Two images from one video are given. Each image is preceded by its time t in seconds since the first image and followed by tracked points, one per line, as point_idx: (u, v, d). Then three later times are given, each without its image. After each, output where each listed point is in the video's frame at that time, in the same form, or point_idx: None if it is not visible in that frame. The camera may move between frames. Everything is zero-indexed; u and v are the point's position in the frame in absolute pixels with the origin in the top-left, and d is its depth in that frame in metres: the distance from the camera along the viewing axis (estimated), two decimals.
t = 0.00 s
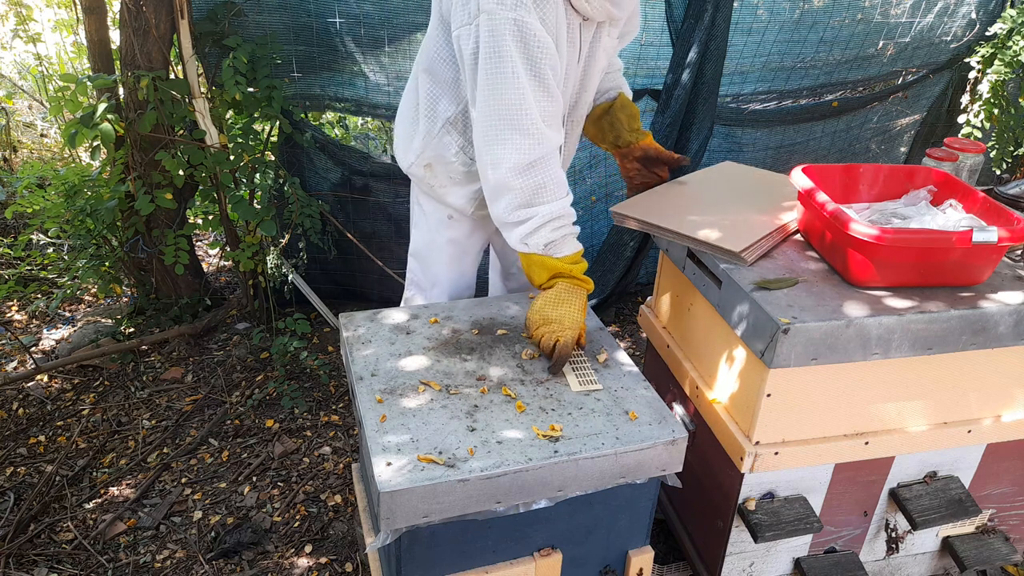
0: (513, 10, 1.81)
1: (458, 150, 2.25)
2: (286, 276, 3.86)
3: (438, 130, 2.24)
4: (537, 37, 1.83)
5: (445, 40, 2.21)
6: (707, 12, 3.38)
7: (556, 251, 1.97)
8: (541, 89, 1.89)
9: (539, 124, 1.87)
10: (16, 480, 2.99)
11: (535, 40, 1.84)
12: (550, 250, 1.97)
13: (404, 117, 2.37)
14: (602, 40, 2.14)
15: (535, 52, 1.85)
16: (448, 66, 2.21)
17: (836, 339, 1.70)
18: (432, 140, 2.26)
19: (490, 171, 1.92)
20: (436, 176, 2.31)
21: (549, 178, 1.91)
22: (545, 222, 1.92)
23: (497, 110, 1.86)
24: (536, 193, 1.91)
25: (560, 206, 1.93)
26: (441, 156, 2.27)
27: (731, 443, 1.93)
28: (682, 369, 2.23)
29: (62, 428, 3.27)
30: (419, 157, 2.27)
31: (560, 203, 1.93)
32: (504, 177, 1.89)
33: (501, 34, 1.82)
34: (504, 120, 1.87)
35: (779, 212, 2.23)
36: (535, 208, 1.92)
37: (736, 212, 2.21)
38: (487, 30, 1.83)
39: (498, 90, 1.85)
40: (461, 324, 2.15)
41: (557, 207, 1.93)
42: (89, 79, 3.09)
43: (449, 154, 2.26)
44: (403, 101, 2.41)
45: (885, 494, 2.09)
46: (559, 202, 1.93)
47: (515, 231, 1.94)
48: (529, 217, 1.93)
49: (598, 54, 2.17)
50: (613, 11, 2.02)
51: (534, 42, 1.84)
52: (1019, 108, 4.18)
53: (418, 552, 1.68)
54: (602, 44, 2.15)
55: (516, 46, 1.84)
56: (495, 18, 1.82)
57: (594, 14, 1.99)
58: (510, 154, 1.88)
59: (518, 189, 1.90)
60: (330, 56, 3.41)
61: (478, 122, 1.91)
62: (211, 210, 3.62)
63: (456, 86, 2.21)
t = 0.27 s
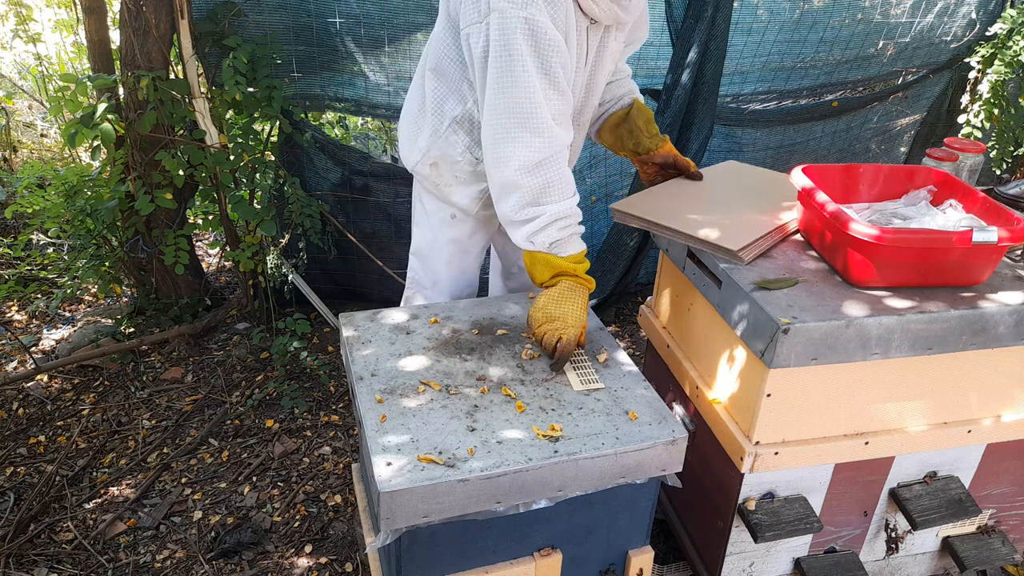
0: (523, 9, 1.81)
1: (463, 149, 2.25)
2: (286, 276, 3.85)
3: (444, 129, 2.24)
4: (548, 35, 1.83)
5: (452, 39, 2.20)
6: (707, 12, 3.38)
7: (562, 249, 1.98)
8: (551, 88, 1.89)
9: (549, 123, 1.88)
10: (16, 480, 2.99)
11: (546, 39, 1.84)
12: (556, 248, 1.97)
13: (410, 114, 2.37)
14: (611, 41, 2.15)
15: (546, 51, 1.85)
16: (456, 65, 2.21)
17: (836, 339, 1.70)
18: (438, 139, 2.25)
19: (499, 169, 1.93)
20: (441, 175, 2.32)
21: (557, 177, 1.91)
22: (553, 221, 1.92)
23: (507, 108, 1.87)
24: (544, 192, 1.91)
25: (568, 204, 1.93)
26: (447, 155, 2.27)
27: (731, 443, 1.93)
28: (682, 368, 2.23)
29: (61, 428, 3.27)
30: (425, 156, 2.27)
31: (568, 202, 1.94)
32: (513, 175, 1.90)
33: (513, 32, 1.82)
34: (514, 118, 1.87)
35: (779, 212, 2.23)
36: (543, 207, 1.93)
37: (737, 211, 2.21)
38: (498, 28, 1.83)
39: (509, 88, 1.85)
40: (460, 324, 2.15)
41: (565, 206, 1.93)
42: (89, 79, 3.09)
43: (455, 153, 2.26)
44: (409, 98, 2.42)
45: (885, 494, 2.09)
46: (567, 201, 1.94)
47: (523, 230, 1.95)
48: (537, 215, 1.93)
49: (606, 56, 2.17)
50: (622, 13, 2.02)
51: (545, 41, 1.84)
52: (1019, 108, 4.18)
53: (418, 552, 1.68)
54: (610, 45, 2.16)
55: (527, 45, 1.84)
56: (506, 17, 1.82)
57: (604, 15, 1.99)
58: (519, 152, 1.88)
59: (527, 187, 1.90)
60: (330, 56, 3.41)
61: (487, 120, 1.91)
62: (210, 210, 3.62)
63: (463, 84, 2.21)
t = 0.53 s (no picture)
0: (525, 9, 1.81)
1: (463, 148, 2.25)
2: (286, 276, 3.85)
3: (444, 128, 2.24)
4: (549, 36, 1.84)
5: (454, 37, 2.20)
6: (707, 12, 3.39)
7: (562, 249, 1.98)
8: (552, 89, 1.89)
9: (550, 123, 1.88)
10: (16, 480, 2.99)
11: (547, 39, 1.84)
12: (556, 248, 1.98)
13: (411, 112, 2.37)
14: (613, 43, 2.15)
15: (547, 51, 1.85)
16: (456, 64, 2.21)
17: (836, 339, 1.70)
18: (438, 137, 2.25)
19: (499, 168, 1.93)
20: (441, 174, 2.32)
21: (558, 177, 1.91)
22: (554, 221, 1.92)
23: (508, 108, 1.87)
24: (544, 192, 1.92)
25: (568, 205, 1.93)
26: (447, 154, 2.27)
27: (731, 443, 1.93)
28: (682, 368, 2.23)
29: (61, 428, 3.27)
30: (424, 154, 2.27)
31: (568, 203, 1.94)
32: (513, 175, 1.90)
33: (514, 32, 1.82)
34: (515, 118, 1.87)
35: (779, 212, 2.23)
36: (543, 207, 1.93)
37: (739, 210, 2.22)
38: (498, 28, 1.83)
39: (510, 88, 1.86)
40: (461, 324, 2.15)
41: (565, 207, 1.93)
42: (89, 79, 3.09)
43: (455, 152, 2.25)
44: (410, 97, 2.42)
45: (885, 494, 2.09)
46: (567, 201, 1.94)
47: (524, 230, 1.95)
48: (537, 215, 1.93)
49: (607, 58, 2.17)
50: (624, 15, 2.02)
51: (546, 41, 1.84)
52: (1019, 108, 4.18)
53: (418, 552, 1.68)
54: (612, 47, 2.16)
55: (528, 45, 1.84)
56: (507, 16, 1.82)
57: (605, 17, 1.98)
58: (520, 152, 1.88)
59: (527, 187, 1.91)
60: (330, 56, 3.41)
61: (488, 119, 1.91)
62: (210, 210, 3.62)
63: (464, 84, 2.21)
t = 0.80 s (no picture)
0: (527, 8, 1.82)
1: (464, 147, 2.25)
2: (286, 276, 3.85)
3: (445, 127, 2.24)
4: (551, 36, 1.84)
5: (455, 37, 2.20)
6: (707, 12, 3.39)
7: (562, 248, 1.99)
8: (553, 88, 1.89)
9: (551, 123, 1.88)
10: (16, 480, 2.99)
11: (549, 38, 1.84)
12: (556, 248, 1.97)
13: (412, 111, 2.37)
14: (614, 45, 2.15)
15: (549, 51, 1.85)
16: (457, 64, 2.21)
17: (837, 339, 1.70)
18: (439, 136, 2.26)
19: (500, 167, 1.93)
20: (441, 172, 2.32)
21: (558, 176, 1.91)
22: (554, 220, 1.92)
23: (508, 107, 1.87)
24: (545, 191, 1.91)
25: (568, 204, 1.94)
26: (448, 153, 2.28)
27: (731, 443, 1.93)
28: (682, 368, 2.23)
29: (62, 428, 3.27)
30: (425, 153, 2.28)
31: (568, 202, 1.94)
32: (514, 174, 1.90)
33: (516, 32, 1.83)
34: (516, 117, 1.87)
35: (779, 212, 2.23)
36: (543, 206, 1.93)
37: (739, 209, 2.23)
38: (500, 27, 1.84)
39: (511, 86, 1.86)
40: (461, 324, 2.15)
41: (566, 207, 1.93)
42: (89, 79, 3.09)
43: (455, 151, 2.26)
44: (411, 96, 2.42)
45: (885, 494, 2.09)
46: (567, 201, 1.94)
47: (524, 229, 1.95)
48: (538, 214, 1.93)
49: (608, 60, 2.18)
50: (626, 17, 2.02)
51: (547, 41, 1.84)
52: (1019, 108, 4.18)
53: (418, 552, 1.68)
54: (614, 48, 2.16)
55: (529, 44, 1.84)
56: (509, 15, 1.82)
57: (607, 19, 1.99)
58: (520, 151, 1.88)
59: (527, 186, 1.91)
60: (330, 56, 3.40)
61: (488, 118, 1.91)
62: (210, 210, 3.62)
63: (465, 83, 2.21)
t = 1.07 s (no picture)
0: (521, 9, 1.81)
1: (462, 145, 2.24)
2: (286, 276, 3.86)
3: (443, 125, 2.25)
4: (544, 37, 1.84)
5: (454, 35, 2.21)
6: (707, 12, 3.39)
7: (557, 248, 1.98)
8: (547, 89, 1.89)
9: (544, 123, 1.87)
10: (16, 480, 2.99)
11: (542, 40, 1.84)
12: (550, 248, 1.97)
13: (411, 110, 2.37)
14: (613, 46, 2.15)
15: (542, 52, 1.85)
16: (456, 63, 2.22)
17: (837, 339, 1.70)
18: (437, 134, 2.26)
19: (494, 168, 1.93)
20: (440, 170, 2.32)
21: (552, 178, 1.91)
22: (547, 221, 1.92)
23: (501, 108, 1.87)
24: (538, 192, 1.91)
25: (563, 205, 1.94)
26: (446, 151, 2.28)
27: (731, 443, 1.93)
28: (682, 368, 2.23)
29: (61, 428, 3.27)
30: (424, 150, 2.27)
31: (562, 203, 1.94)
32: (507, 175, 1.90)
33: (508, 33, 1.82)
34: (508, 117, 1.87)
35: (779, 212, 2.23)
36: (537, 207, 1.92)
37: (739, 209, 2.22)
38: (493, 27, 1.84)
39: (504, 87, 1.86)
40: (460, 324, 2.15)
41: (559, 208, 1.93)
42: (89, 79, 3.09)
43: (453, 150, 2.26)
44: (410, 95, 2.42)
45: (885, 494, 2.09)
46: (562, 201, 1.93)
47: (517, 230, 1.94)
48: (532, 215, 1.92)
49: (607, 61, 2.17)
50: (623, 19, 2.02)
51: (541, 42, 1.84)
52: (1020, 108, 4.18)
53: (418, 552, 1.68)
54: (612, 50, 2.16)
55: (523, 45, 1.84)
56: (502, 15, 1.82)
57: (604, 20, 1.98)
58: (513, 151, 1.88)
59: (521, 187, 1.90)
60: (330, 56, 3.40)
61: (481, 118, 1.91)
62: (210, 210, 3.62)
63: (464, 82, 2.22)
